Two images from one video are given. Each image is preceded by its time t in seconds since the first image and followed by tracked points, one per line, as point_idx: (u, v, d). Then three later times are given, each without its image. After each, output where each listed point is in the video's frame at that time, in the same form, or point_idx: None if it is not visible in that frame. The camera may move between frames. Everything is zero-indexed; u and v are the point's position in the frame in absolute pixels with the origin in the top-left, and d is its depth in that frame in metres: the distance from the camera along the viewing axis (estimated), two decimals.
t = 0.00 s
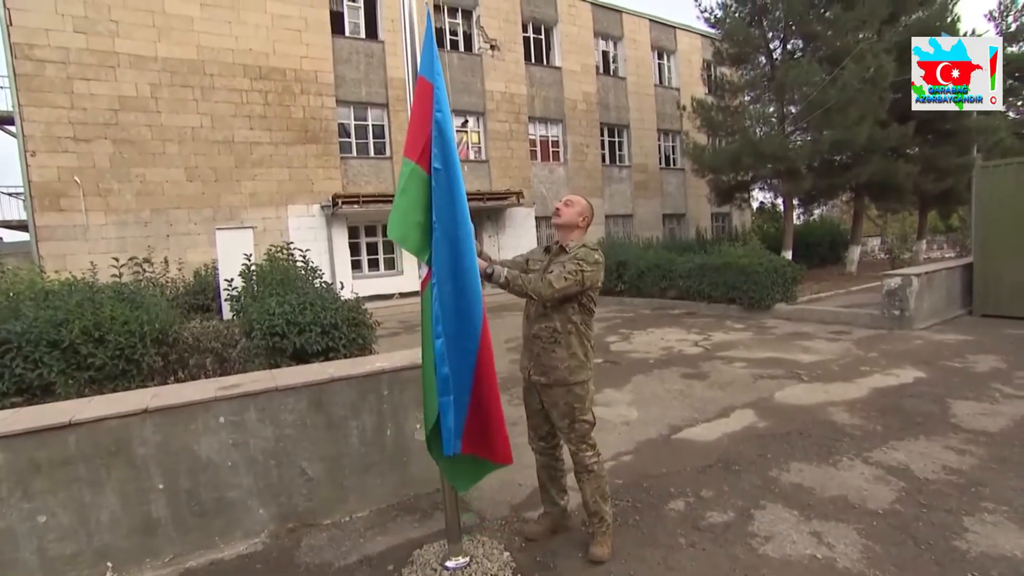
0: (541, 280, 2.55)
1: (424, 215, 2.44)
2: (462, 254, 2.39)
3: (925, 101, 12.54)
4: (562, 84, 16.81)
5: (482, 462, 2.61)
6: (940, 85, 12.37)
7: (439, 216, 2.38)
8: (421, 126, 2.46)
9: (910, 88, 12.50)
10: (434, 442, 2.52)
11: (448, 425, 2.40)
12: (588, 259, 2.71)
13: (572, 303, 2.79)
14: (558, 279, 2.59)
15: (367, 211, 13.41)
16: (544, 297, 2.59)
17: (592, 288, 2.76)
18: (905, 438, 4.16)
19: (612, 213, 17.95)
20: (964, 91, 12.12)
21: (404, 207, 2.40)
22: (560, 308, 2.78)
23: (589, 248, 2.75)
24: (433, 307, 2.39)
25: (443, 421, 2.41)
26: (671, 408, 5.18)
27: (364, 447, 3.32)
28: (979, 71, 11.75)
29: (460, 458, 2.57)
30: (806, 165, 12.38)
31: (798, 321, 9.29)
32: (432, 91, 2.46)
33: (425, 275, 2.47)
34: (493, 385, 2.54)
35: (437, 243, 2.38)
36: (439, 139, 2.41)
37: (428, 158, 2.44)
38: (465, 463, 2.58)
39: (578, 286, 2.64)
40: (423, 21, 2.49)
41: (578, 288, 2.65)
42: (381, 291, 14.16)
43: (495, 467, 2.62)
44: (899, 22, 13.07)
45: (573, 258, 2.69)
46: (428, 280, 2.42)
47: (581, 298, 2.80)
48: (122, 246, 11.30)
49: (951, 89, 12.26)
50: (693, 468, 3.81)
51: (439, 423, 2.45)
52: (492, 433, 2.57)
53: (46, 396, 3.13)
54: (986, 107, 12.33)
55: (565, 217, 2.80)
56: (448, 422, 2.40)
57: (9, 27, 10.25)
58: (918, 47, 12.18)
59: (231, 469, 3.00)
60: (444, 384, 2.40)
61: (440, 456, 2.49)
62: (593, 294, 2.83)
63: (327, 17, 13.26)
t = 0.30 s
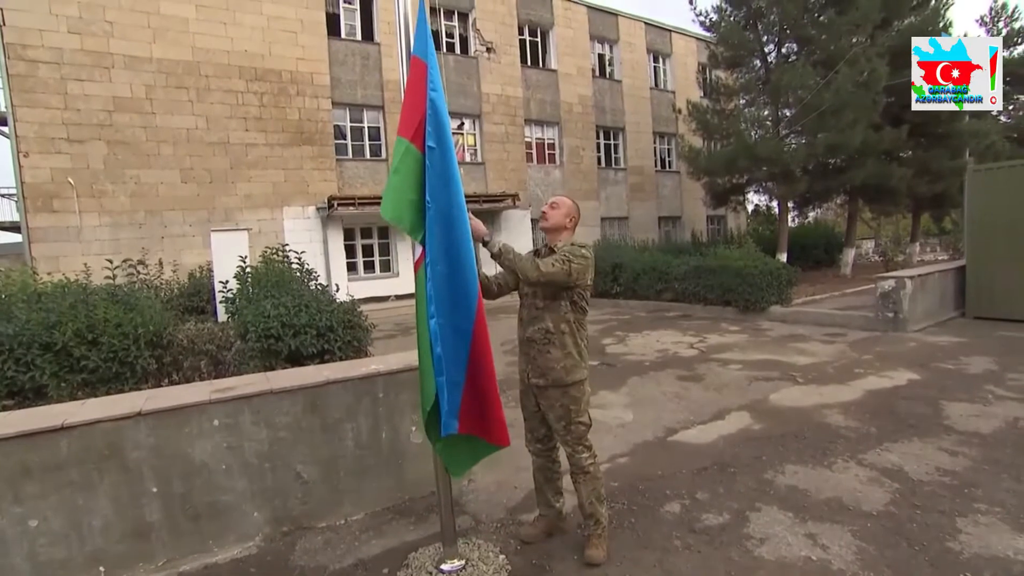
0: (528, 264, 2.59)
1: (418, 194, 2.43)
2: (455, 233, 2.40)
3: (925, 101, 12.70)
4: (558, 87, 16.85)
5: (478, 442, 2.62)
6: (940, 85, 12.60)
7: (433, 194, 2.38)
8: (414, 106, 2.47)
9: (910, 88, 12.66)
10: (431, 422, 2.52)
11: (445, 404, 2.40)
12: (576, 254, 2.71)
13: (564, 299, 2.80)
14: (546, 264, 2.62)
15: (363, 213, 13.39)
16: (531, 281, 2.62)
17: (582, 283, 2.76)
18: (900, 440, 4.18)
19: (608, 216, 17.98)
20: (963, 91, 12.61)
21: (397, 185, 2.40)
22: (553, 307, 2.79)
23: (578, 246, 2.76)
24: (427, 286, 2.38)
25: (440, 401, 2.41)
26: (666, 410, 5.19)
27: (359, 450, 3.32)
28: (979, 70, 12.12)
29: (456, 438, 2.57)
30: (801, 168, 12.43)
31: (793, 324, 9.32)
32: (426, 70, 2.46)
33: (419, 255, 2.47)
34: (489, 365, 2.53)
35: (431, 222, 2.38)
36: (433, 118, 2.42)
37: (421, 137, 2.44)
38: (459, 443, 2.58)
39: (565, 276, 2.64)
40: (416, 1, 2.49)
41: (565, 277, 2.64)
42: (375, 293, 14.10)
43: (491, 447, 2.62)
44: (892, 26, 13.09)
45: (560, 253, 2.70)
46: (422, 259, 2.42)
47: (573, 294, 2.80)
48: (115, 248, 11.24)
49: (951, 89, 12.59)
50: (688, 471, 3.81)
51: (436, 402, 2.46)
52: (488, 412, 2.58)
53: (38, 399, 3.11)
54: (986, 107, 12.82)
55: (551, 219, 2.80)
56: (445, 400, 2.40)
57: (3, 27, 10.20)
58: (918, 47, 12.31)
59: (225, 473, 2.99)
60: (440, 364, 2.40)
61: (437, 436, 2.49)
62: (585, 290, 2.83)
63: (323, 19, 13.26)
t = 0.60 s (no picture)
0: (513, 263, 2.55)
1: (415, 185, 2.43)
2: (453, 224, 2.40)
3: (925, 101, 12.69)
4: (554, 91, 16.89)
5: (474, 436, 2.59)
6: (940, 85, 12.56)
7: (431, 185, 2.38)
8: (411, 97, 2.47)
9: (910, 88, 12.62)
10: (426, 415, 2.49)
11: (443, 395, 2.38)
12: (566, 257, 2.72)
13: (555, 301, 2.79)
14: (532, 265, 2.59)
15: (359, 218, 13.37)
16: (517, 281, 2.59)
17: (573, 285, 2.76)
18: (896, 441, 4.19)
19: (605, 219, 18.01)
20: (964, 91, 12.57)
21: (394, 176, 2.40)
22: (544, 310, 2.78)
23: (568, 249, 2.77)
24: (425, 276, 2.37)
25: (437, 392, 2.39)
26: (663, 413, 5.19)
27: (356, 454, 3.31)
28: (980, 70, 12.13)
29: (452, 432, 2.55)
30: (796, 171, 12.47)
31: (789, 326, 9.34)
32: (422, 60, 2.47)
33: (416, 245, 2.46)
34: (485, 359, 2.51)
35: (428, 212, 2.37)
36: (430, 108, 2.42)
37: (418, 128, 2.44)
38: (455, 437, 2.55)
39: (553, 277, 2.64)
40: None
41: (553, 278, 2.64)
42: (372, 297, 14.07)
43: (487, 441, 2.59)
44: (885, 30, 13.18)
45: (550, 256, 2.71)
46: (419, 249, 2.41)
47: (563, 297, 2.80)
48: (111, 253, 11.21)
49: (951, 89, 12.57)
50: (686, 473, 3.81)
51: (432, 394, 2.43)
52: (484, 405, 2.55)
53: (33, 405, 3.09)
54: (986, 107, 12.78)
55: (544, 224, 2.80)
56: (442, 392, 2.38)
57: None
58: (918, 47, 12.27)
59: (222, 478, 2.98)
60: (438, 354, 2.38)
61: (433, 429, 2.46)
62: (575, 292, 2.84)
63: (319, 24, 13.27)
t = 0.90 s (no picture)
0: (516, 281, 2.60)
1: (411, 162, 2.44)
2: (448, 200, 2.40)
3: (925, 101, 12.67)
4: (553, 94, 16.92)
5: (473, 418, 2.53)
6: (940, 85, 12.60)
7: (425, 162, 2.39)
8: (406, 77, 2.48)
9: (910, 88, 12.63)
10: (422, 395, 2.45)
11: (440, 373, 2.35)
12: (566, 264, 2.72)
13: (554, 308, 2.79)
14: (533, 279, 2.61)
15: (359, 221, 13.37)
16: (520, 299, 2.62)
17: (572, 292, 2.76)
18: (896, 443, 4.18)
19: (604, 221, 18.01)
20: (964, 90, 12.68)
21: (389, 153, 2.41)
22: (543, 316, 2.79)
23: (567, 254, 2.77)
24: (421, 253, 2.37)
25: (433, 369, 2.36)
26: (663, 416, 5.18)
27: (356, 458, 3.30)
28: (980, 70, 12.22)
29: (451, 413, 2.49)
30: (795, 173, 12.48)
31: (789, 328, 9.34)
32: (416, 41, 2.49)
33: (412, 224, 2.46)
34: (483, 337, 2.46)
35: (423, 189, 2.38)
36: (424, 87, 2.43)
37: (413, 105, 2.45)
38: (453, 418, 2.50)
39: (554, 289, 2.64)
40: None
41: (555, 290, 2.64)
42: (372, 300, 14.08)
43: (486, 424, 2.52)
44: (883, 32, 13.18)
45: (550, 264, 2.71)
46: (415, 226, 2.41)
47: (561, 303, 2.80)
48: (111, 257, 11.22)
49: (951, 89, 12.67)
50: (687, 476, 3.81)
51: (428, 372, 2.40)
52: (482, 385, 2.48)
53: (32, 409, 3.09)
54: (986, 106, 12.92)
55: (541, 227, 2.80)
56: (439, 369, 2.35)
57: None
58: (918, 47, 12.28)
59: (222, 482, 2.97)
60: (434, 331, 2.36)
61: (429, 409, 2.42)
62: (574, 298, 2.83)
63: (319, 27, 13.29)
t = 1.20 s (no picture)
0: (516, 308, 2.56)
1: (401, 132, 2.36)
2: (440, 170, 2.33)
3: (925, 101, 12.71)
4: (549, 100, 16.97)
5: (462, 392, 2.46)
6: (940, 85, 12.61)
7: (417, 130, 2.30)
8: (398, 46, 2.39)
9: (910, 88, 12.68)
10: (409, 368, 2.34)
11: (434, 342, 2.23)
12: (562, 275, 2.73)
13: (549, 319, 2.79)
14: (533, 301, 2.59)
15: (355, 226, 13.36)
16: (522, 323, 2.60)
17: (569, 304, 2.76)
18: (892, 448, 4.19)
19: (600, 227, 18.05)
20: (963, 90, 12.76)
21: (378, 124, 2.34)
22: (538, 325, 2.78)
23: (563, 264, 2.78)
24: (411, 222, 2.27)
25: (425, 339, 2.24)
26: (660, 422, 5.17)
27: (352, 464, 3.29)
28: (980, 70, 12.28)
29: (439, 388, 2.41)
30: (791, 179, 12.53)
31: (785, 333, 9.35)
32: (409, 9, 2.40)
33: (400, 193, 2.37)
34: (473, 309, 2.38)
35: (415, 157, 2.29)
36: (417, 57, 2.34)
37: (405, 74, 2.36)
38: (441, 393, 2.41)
39: (554, 305, 2.64)
40: None
41: (554, 307, 2.64)
42: (368, 306, 14.06)
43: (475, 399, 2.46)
44: (876, 40, 13.17)
45: (547, 276, 2.71)
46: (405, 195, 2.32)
47: (557, 315, 2.78)
48: (106, 262, 11.18)
49: (951, 89, 12.71)
50: (683, 482, 3.81)
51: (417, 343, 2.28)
52: (471, 358, 2.42)
53: (25, 416, 3.07)
54: (987, 106, 13.06)
55: (535, 234, 2.82)
56: (431, 338, 2.23)
57: None
58: (918, 47, 12.32)
59: (216, 489, 2.96)
60: (426, 300, 2.25)
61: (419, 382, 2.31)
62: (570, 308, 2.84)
63: (316, 33, 13.31)
